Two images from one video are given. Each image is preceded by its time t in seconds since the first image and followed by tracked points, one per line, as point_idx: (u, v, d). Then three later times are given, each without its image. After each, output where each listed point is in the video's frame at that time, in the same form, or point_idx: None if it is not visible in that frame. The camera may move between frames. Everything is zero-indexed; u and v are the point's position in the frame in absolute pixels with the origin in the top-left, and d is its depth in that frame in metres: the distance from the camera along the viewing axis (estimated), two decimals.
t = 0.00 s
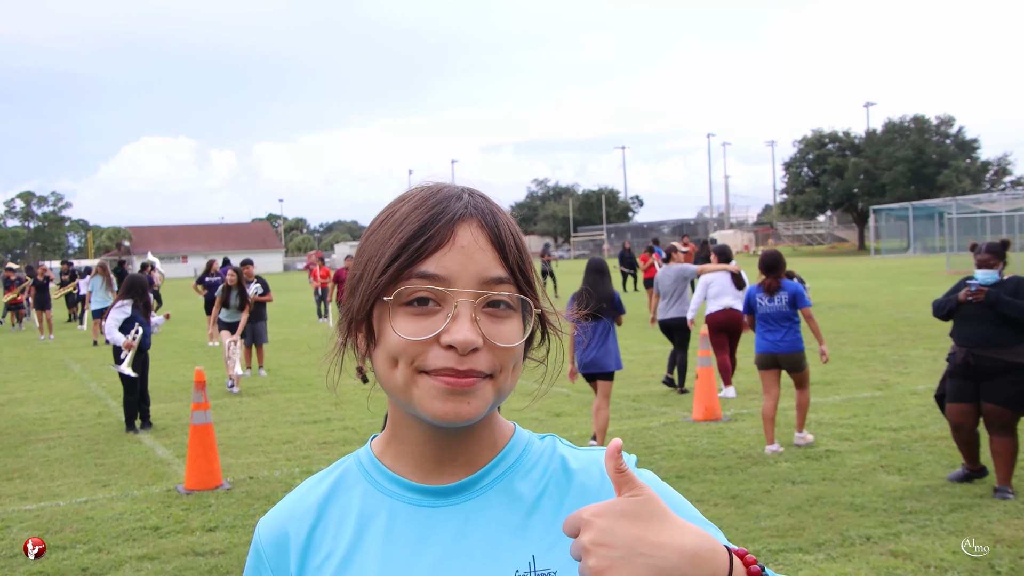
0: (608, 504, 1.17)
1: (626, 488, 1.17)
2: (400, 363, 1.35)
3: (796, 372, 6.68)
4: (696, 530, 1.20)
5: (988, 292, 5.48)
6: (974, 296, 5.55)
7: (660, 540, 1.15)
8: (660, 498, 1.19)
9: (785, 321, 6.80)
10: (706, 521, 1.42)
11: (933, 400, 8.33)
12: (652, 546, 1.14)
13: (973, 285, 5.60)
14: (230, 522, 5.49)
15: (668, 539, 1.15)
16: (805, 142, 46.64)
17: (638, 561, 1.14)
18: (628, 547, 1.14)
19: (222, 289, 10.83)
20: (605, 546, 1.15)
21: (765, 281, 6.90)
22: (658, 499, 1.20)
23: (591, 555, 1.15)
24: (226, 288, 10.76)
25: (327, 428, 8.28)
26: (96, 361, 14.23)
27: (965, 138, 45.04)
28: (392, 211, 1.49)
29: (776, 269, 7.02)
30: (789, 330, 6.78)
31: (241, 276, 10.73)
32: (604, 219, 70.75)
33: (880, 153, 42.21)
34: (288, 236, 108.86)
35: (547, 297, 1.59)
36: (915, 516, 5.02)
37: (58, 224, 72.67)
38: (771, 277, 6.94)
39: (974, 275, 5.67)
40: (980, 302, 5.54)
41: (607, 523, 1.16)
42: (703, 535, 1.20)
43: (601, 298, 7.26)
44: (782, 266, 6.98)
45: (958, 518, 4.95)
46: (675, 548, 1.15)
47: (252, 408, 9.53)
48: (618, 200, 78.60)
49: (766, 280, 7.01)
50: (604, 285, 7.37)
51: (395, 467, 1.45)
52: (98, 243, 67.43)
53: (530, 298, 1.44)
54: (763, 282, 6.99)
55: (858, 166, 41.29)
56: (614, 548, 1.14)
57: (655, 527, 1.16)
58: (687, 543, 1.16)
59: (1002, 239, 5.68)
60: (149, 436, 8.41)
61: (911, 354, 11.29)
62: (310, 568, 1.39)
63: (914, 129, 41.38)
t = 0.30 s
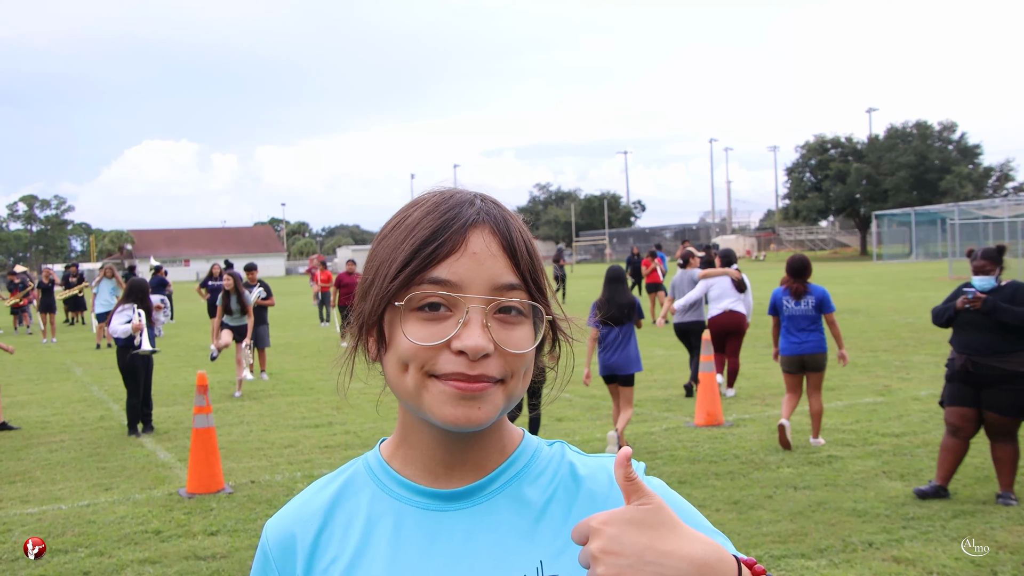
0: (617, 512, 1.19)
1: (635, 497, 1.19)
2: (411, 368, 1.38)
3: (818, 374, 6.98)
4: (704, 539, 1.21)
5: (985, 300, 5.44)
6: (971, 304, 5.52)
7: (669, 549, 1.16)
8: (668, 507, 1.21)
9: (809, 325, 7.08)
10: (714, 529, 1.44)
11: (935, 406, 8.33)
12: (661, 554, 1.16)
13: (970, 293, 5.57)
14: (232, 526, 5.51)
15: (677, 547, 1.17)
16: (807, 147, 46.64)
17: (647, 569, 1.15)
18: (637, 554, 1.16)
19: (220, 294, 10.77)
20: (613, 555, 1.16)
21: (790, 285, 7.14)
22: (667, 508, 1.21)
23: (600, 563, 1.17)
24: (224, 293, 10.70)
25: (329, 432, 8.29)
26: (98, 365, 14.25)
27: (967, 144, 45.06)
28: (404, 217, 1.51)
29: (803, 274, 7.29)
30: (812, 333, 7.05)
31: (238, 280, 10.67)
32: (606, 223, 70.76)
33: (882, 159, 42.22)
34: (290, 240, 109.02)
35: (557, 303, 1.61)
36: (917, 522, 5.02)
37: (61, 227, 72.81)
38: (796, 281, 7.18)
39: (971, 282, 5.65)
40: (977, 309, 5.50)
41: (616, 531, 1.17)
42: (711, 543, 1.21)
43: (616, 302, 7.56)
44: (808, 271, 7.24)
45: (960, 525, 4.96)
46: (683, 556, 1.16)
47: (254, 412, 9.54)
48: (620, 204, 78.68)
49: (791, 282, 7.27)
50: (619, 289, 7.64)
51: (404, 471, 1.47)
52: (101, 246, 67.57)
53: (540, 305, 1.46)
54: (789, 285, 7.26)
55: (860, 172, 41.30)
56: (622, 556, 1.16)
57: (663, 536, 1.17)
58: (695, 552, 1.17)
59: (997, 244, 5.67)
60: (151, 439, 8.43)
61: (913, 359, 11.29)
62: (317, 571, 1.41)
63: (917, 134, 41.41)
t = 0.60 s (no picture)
0: (617, 512, 1.20)
1: (634, 497, 1.20)
2: (415, 366, 1.39)
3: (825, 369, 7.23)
4: (703, 538, 1.23)
5: (971, 301, 5.49)
6: (957, 305, 5.56)
7: (669, 549, 1.18)
8: (668, 506, 1.22)
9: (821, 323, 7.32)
10: (716, 528, 1.45)
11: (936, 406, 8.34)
12: (660, 554, 1.17)
13: (956, 294, 5.62)
14: (233, 526, 5.52)
15: (676, 547, 1.18)
16: (808, 147, 46.65)
17: (646, 568, 1.17)
18: (636, 554, 1.17)
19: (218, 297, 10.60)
20: (613, 554, 1.18)
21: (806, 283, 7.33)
22: (666, 508, 1.23)
23: (600, 561, 1.19)
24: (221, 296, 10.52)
25: (330, 433, 8.31)
26: (99, 365, 14.26)
27: (968, 145, 45.05)
28: (411, 215, 1.52)
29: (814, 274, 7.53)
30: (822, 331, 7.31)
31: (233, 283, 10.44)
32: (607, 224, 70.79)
33: (883, 159, 42.22)
34: (290, 240, 109.08)
35: (561, 303, 1.63)
36: (917, 522, 5.03)
37: (62, 228, 72.84)
38: (811, 280, 7.37)
39: (957, 284, 5.69)
40: (963, 310, 5.55)
41: (615, 531, 1.19)
42: (710, 542, 1.22)
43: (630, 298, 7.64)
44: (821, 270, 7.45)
45: (960, 525, 4.97)
46: (683, 556, 1.18)
47: (255, 413, 9.56)
48: (621, 205, 78.70)
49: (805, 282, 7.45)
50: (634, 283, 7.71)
51: (408, 469, 1.48)
52: (102, 247, 67.62)
53: (545, 305, 1.48)
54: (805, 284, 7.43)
55: (861, 172, 41.31)
56: (622, 555, 1.17)
57: (661, 535, 1.19)
58: (694, 551, 1.19)
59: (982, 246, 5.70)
60: (152, 439, 8.44)
61: (914, 359, 11.30)
62: (320, 568, 1.42)
63: (917, 135, 41.42)
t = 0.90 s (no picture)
0: (612, 505, 1.19)
1: (630, 489, 1.19)
2: (410, 357, 1.38)
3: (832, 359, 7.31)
4: (700, 531, 1.21)
5: (941, 293, 5.49)
6: (927, 297, 5.57)
7: (664, 541, 1.17)
8: (665, 499, 1.21)
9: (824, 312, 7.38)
10: (714, 519, 1.44)
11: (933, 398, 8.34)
12: (656, 547, 1.16)
13: (926, 286, 5.62)
14: (230, 520, 5.51)
15: (672, 540, 1.17)
16: (805, 140, 46.61)
17: (641, 561, 1.16)
18: (632, 547, 1.16)
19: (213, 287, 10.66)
20: (609, 547, 1.17)
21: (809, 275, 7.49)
22: (664, 501, 1.21)
23: (595, 553, 1.18)
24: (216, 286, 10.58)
25: (328, 426, 8.30)
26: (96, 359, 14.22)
27: (965, 138, 45.11)
28: (406, 206, 1.51)
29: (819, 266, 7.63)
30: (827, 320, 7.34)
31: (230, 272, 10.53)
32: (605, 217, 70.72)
33: (881, 152, 42.22)
34: (288, 234, 108.93)
35: (557, 294, 1.62)
36: (914, 514, 5.04)
37: (58, 222, 72.67)
38: (814, 273, 7.54)
39: (930, 275, 5.70)
40: (933, 303, 5.55)
41: (611, 524, 1.18)
42: (707, 535, 1.21)
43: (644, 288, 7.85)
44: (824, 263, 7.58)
45: (957, 517, 4.97)
46: (679, 549, 1.17)
47: (252, 406, 9.54)
48: (619, 198, 78.65)
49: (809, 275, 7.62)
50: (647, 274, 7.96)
51: (405, 461, 1.47)
52: (99, 240, 67.48)
53: (542, 296, 1.46)
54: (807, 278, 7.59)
55: (858, 165, 41.30)
56: (618, 548, 1.16)
57: (657, 528, 1.18)
58: (691, 544, 1.18)
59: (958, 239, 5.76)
60: (149, 433, 8.43)
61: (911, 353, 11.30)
62: (318, 561, 1.41)
63: (915, 128, 41.42)
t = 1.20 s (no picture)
0: (613, 512, 1.19)
1: (631, 497, 1.19)
2: (410, 363, 1.38)
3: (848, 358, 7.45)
4: (700, 537, 1.22)
5: (926, 297, 5.50)
6: (912, 300, 5.57)
7: (665, 548, 1.17)
8: (665, 505, 1.22)
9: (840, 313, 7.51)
10: (714, 524, 1.45)
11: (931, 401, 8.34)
12: (657, 553, 1.16)
13: (911, 289, 5.63)
14: (229, 524, 5.51)
15: (673, 546, 1.17)
16: (803, 143, 46.68)
17: (643, 567, 1.16)
18: (633, 554, 1.16)
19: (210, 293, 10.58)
20: (610, 554, 1.17)
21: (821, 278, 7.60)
22: (664, 507, 1.21)
23: (595, 561, 1.18)
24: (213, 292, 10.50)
25: (327, 430, 8.29)
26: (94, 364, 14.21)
27: (963, 141, 45.19)
28: (405, 212, 1.51)
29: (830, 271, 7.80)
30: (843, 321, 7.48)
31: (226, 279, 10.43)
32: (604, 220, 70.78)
33: (878, 155, 42.28)
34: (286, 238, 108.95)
35: (557, 299, 1.62)
36: (914, 517, 5.04)
37: (57, 227, 72.66)
38: (825, 275, 7.66)
39: (915, 277, 5.70)
40: (919, 306, 5.55)
41: (612, 531, 1.18)
42: (708, 541, 1.21)
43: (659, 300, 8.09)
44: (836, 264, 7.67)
45: (957, 519, 4.98)
46: (680, 555, 1.17)
47: (251, 411, 9.53)
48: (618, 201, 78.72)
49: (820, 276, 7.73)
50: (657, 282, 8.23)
51: (406, 467, 1.47)
52: (97, 245, 67.46)
53: (542, 301, 1.47)
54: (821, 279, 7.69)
55: (856, 168, 41.37)
56: (619, 555, 1.16)
57: (658, 535, 1.18)
58: (692, 550, 1.18)
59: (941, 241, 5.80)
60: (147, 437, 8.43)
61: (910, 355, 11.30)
62: (318, 568, 1.41)
63: (913, 130, 41.50)
